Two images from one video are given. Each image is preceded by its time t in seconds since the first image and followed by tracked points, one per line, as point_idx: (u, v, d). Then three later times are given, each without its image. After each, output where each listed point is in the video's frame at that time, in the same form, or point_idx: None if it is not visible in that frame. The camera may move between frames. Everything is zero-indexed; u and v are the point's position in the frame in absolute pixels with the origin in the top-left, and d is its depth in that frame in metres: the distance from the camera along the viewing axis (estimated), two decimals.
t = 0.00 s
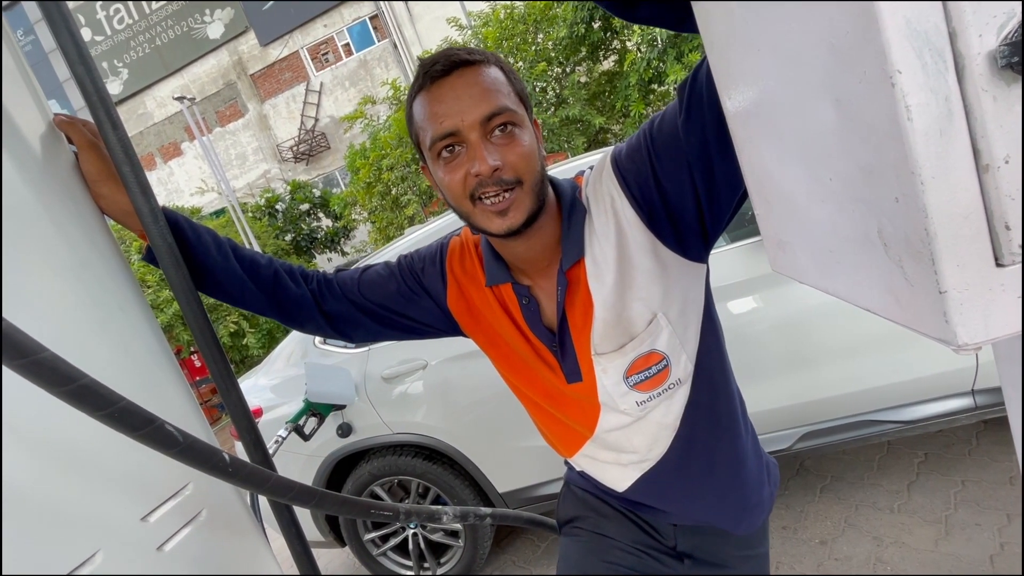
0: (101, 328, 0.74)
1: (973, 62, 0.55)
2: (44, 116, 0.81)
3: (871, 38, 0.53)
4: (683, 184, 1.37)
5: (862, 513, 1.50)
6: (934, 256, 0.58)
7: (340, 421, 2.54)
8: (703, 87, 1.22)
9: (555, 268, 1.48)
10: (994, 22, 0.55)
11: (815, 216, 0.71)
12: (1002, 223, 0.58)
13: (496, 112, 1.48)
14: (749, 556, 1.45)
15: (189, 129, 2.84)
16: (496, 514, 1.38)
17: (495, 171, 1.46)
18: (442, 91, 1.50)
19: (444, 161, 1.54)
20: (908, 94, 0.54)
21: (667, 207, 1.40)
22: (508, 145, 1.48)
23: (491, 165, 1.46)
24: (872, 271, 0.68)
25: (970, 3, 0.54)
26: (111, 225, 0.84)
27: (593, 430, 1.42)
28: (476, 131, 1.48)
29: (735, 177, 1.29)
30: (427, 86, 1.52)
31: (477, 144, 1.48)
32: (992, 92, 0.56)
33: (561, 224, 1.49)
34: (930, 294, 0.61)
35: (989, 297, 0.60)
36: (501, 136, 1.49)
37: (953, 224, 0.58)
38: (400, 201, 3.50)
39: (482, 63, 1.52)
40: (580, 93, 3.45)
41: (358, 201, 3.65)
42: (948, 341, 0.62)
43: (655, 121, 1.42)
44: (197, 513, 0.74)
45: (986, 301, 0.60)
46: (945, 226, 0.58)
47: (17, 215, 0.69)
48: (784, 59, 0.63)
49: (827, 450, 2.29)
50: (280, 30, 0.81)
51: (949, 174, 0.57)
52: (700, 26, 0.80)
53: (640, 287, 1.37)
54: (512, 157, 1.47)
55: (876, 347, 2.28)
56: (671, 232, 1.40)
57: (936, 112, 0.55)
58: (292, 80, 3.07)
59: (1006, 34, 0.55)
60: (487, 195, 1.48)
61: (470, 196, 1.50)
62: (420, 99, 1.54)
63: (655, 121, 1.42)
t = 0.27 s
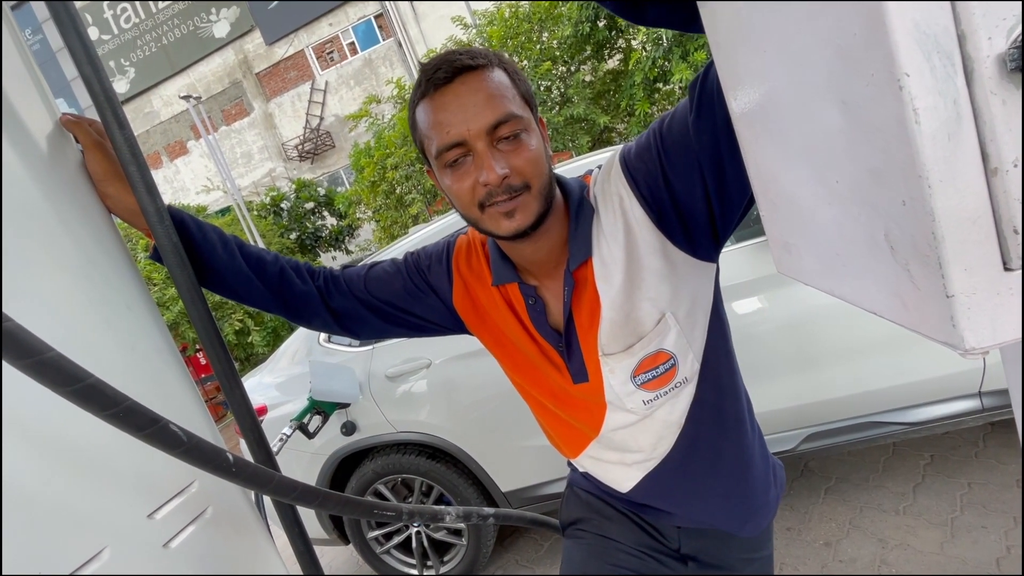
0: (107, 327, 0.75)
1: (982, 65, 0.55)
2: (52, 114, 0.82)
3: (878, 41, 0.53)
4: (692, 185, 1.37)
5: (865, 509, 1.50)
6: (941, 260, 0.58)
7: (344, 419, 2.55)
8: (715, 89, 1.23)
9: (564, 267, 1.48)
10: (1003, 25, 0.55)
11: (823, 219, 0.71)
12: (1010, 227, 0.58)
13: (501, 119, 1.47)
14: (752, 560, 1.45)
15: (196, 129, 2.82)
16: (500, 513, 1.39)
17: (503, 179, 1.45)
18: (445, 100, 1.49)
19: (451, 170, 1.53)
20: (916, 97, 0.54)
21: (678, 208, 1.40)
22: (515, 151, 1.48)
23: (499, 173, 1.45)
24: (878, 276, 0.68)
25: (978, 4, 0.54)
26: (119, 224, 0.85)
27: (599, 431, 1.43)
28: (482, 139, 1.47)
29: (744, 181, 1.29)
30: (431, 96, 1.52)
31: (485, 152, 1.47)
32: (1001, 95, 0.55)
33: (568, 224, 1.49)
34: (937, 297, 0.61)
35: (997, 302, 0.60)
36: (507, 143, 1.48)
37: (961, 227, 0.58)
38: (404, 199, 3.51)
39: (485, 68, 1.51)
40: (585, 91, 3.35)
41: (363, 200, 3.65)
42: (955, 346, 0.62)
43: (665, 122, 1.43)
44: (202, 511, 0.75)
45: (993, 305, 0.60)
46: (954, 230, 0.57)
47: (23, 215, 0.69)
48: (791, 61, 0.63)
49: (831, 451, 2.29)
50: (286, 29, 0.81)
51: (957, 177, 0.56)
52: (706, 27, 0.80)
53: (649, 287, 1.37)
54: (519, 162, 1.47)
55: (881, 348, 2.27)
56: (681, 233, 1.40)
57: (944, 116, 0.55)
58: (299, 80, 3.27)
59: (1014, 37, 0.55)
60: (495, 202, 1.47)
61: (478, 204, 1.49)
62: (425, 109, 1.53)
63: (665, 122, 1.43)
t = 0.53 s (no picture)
0: (116, 324, 0.76)
1: (989, 67, 0.55)
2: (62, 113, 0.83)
3: (883, 42, 0.53)
4: (696, 187, 1.37)
5: (870, 511, 1.49)
6: (947, 262, 0.58)
7: (348, 417, 2.56)
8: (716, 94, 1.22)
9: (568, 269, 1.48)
10: (1011, 27, 0.54)
11: (829, 220, 0.70)
12: (1016, 229, 0.58)
13: (516, 114, 1.48)
14: (755, 557, 1.45)
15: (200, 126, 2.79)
16: (503, 512, 1.38)
17: (514, 174, 1.46)
18: (461, 93, 1.50)
19: (462, 162, 1.54)
20: (923, 99, 0.54)
21: (683, 211, 1.39)
22: (527, 147, 1.48)
23: (510, 167, 1.46)
24: (883, 278, 0.68)
25: (986, 5, 0.53)
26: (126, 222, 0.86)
27: (603, 428, 1.42)
28: (495, 133, 1.48)
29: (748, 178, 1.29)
30: (447, 87, 1.53)
31: (497, 147, 1.48)
32: (1008, 96, 0.55)
33: (574, 226, 1.49)
34: (942, 299, 0.61)
35: (1002, 304, 0.60)
36: (520, 138, 1.49)
37: (966, 229, 0.58)
38: (409, 199, 3.58)
39: (502, 63, 1.52)
40: (591, 91, 3.43)
41: (369, 199, 3.78)
42: (960, 349, 0.62)
43: (670, 123, 1.42)
44: (207, 507, 0.76)
45: (998, 307, 0.60)
46: (959, 232, 0.58)
47: (32, 213, 0.70)
48: (797, 62, 0.63)
49: (835, 453, 2.28)
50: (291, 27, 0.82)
51: (962, 178, 0.56)
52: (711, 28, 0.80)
53: (654, 289, 1.37)
54: (531, 158, 1.48)
55: (887, 349, 2.27)
56: (687, 236, 1.39)
57: (951, 117, 0.55)
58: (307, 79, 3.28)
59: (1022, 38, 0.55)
60: (505, 197, 1.48)
61: (488, 198, 1.49)
62: (440, 99, 1.54)
63: (670, 124, 1.42)
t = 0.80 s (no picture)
0: (125, 319, 0.77)
1: (993, 67, 0.55)
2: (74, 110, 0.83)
3: (889, 41, 0.53)
4: (699, 185, 1.37)
5: (875, 512, 1.48)
6: (950, 261, 0.58)
7: (353, 415, 2.56)
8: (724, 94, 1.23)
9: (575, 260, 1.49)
10: (1016, 26, 0.54)
11: (834, 219, 0.70)
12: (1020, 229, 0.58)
13: (548, 92, 1.49)
14: (755, 550, 1.45)
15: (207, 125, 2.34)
16: (506, 509, 1.39)
17: (539, 145, 1.46)
18: (498, 66, 1.52)
19: (488, 131, 1.54)
20: (927, 97, 0.54)
21: (685, 208, 1.40)
22: (554, 124, 1.49)
23: (536, 138, 1.46)
24: (886, 277, 0.68)
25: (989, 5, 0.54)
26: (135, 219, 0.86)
27: (605, 419, 1.42)
28: (525, 105, 1.49)
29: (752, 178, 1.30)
30: (486, 58, 1.55)
31: (525, 118, 1.49)
32: (1014, 95, 0.55)
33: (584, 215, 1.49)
34: (945, 298, 0.61)
35: (1006, 302, 0.60)
36: (547, 115, 1.50)
37: (970, 228, 0.58)
38: (414, 196, 3.67)
39: (540, 47, 1.56)
40: (596, 90, 3.41)
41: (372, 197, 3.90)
42: (964, 347, 0.62)
43: (673, 123, 1.42)
44: (214, 502, 0.77)
45: (1003, 305, 0.60)
46: (964, 233, 0.58)
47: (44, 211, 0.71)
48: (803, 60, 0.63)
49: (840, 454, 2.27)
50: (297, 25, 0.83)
51: (967, 178, 0.57)
52: (718, 28, 0.80)
53: (658, 282, 1.37)
54: (556, 134, 1.48)
55: (893, 349, 2.26)
56: (689, 233, 1.40)
57: (955, 116, 0.55)
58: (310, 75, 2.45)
59: None
60: (526, 168, 1.48)
61: (510, 167, 1.50)
62: (477, 70, 1.56)
63: (673, 123, 1.42)
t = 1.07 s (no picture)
0: (144, 307, 0.79)
1: (987, 60, 0.58)
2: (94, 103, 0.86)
3: (889, 36, 0.55)
4: (703, 182, 1.39)
5: (878, 509, 1.48)
6: (946, 246, 0.60)
7: (359, 409, 2.58)
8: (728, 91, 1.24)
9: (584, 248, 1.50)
10: (1007, 22, 0.57)
11: (834, 208, 0.72)
12: (1012, 215, 0.60)
13: (559, 89, 1.51)
14: (756, 534, 1.45)
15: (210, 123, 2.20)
16: (512, 499, 1.39)
17: (552, 141, 1.48)
18: (510, 65, 1.54)
19: (501, 128, 1.56)
20: (923, 90, 0.55)
21: (688, 204, 1.42)
22: (565, 120, 1.51)
23: (549, 134, 1.48)
24: (885, 263, 0.70)
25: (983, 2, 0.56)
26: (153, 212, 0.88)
27: (609, 406, 1.44)
28: (538, 102, 1.50)
29: (756, 174, 1.31)
30: (498, 57, 1.57)
31: (538, 115, 1.50)
32: (1005, 87, 0.58)
33: (594, 206, 1.50)
34: (939, 282, 0.62)
35: (999, 284, 0.62)
36: (559, 112, 1.52)
37: (965, 214, 0.59)
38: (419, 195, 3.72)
39: (550, 46, 1.58)
40: (602, 88, 3.42)
41: (377, 195, 3.60)
42: (960, 327, 0.64)
43: (677, 122, 1.44)
44: (230, 486, 0.79)
45: (996, 288, 0.62)
46: (959, 219, 0.59)
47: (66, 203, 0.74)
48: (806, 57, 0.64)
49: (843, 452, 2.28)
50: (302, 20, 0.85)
51: (961, 167, 0.58)
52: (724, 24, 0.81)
53: (664, 272, 1.39)
54: (569, 130, 1.50)
55: (896, 347, 2.27)
56: (691, 227, 1.42)
57: (950, 109, 0.57)
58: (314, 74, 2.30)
59: (1017, 33, 0.58)
60: (539, 163, 1.50)
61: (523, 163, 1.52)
62: (489, 69, 1.58)
63: (677, 122, 1.44)
